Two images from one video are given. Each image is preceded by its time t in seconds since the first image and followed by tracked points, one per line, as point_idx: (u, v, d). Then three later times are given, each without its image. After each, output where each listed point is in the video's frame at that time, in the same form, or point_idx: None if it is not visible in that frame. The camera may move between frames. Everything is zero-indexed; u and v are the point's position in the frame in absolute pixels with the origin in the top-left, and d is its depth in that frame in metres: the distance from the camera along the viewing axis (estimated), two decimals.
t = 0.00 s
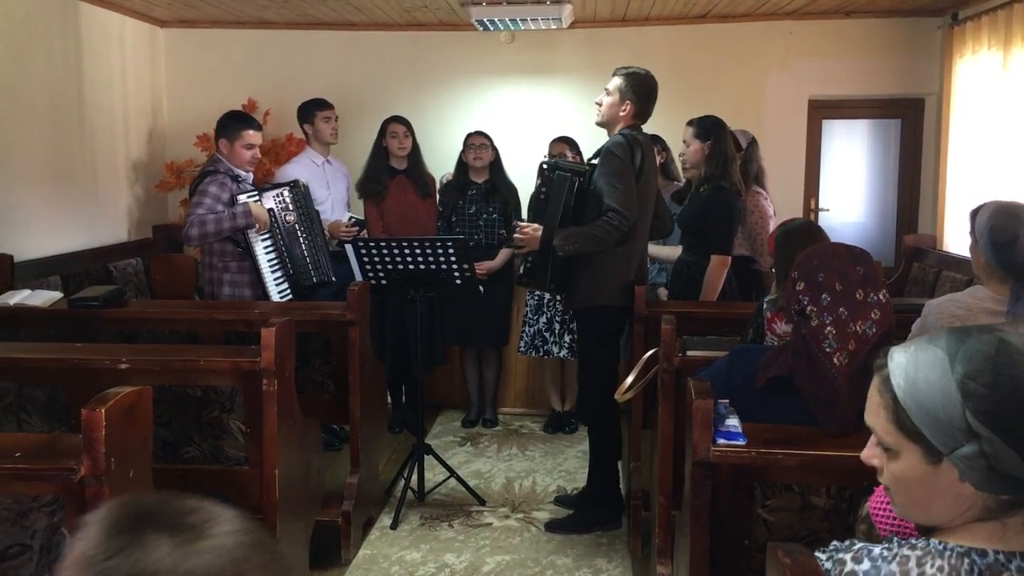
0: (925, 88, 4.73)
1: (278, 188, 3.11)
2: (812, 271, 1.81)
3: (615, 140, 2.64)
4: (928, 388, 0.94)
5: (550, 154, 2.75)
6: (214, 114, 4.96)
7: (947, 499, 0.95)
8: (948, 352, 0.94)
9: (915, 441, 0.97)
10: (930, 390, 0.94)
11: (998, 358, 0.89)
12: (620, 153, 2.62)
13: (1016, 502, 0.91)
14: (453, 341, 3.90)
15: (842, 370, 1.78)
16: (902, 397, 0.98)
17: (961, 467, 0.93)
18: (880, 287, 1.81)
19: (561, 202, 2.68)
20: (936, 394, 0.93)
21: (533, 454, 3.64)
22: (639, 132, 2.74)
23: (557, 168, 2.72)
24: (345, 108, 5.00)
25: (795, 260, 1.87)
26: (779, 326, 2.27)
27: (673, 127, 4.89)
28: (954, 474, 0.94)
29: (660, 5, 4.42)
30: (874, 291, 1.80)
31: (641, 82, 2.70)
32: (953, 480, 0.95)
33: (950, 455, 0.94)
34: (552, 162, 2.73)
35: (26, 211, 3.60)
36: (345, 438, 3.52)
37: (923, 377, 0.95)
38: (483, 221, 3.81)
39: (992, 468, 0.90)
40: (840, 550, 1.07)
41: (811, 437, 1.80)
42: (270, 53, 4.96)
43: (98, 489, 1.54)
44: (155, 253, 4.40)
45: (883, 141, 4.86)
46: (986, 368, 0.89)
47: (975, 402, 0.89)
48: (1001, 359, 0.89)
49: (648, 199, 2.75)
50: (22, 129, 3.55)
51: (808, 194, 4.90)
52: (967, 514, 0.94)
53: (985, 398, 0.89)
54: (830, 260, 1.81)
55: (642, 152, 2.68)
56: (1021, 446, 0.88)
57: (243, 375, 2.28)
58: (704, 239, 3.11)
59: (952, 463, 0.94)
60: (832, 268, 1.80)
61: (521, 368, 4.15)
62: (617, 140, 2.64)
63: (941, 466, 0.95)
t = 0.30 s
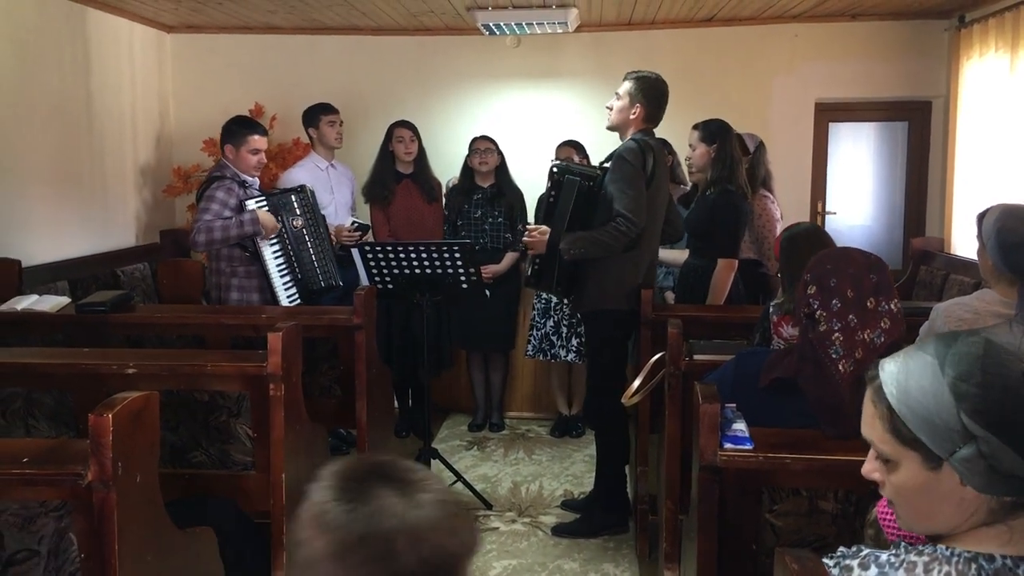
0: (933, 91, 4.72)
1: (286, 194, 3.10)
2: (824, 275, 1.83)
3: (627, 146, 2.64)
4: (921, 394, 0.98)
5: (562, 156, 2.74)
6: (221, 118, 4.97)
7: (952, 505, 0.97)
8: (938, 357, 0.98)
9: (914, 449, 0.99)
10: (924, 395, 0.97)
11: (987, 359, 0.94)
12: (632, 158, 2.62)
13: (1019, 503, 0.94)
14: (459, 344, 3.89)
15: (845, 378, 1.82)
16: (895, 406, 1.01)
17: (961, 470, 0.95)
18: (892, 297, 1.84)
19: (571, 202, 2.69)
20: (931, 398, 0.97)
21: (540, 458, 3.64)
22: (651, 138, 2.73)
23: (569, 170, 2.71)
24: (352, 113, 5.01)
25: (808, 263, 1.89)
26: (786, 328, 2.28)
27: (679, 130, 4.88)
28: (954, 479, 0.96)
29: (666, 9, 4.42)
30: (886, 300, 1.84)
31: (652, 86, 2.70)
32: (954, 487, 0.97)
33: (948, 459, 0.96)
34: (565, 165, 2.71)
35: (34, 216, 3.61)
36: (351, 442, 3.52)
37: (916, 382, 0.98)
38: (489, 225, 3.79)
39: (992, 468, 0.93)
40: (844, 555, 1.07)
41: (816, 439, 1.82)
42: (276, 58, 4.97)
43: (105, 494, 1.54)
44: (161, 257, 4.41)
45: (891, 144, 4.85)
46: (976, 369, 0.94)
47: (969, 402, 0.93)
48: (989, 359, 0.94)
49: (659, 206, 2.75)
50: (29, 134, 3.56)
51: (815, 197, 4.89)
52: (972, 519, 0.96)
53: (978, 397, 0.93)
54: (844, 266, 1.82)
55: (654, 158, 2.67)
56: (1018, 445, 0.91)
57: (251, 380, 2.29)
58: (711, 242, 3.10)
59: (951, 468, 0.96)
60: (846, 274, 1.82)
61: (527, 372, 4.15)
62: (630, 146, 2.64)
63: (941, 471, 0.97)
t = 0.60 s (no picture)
0: (942, 95, 4.71)
1: (295, 199, 3.13)
2: (838, 282, 1.83)
3: (640, 153, 2.63)
4: (923, 394, 0.95)
5: (574, 160, 2.75)
6: (230, 124, 4.99)
7: (957, 506, 0.94)
8: (942, 357, 0.96)
9: (915, 449, 0.97)
10: (925, 395, 0.95)
11: (988, 358, 0.91)
12: (644, 166, 2.61)
13: None
14: (467, 349, 3.89)
15: (851, 385, 1.83)
16: (898, 407, 0.99)
17: (962, 470, 0.93)
18: (905, 307, 1.84)
19: (583, 204, 2.70)
20: (931, 398, 0.95)
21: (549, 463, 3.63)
22: (665, 143, 2.72)
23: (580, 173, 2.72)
24: (360, 118, 5.03)
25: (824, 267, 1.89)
26: (796, 333, 2.29)
27: (687, 135, 4.88)
28: (957, 480, 0.94)
29: (674, 14, 4.42)
30: (897, 310, 1.83)
31: (665, 92, 2.70)
32: (956, 488, 0.94)
33: (950, 460, 0.94)
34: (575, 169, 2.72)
35: (44, 222, 3.62)
36: (360, 446, 3.52)
37: (917, 382, 0.96)
38: (497, 230, 3.80)
39: (993, 469, 0.90)
40: (858, 562, 1.05)
41: (827, 446, 1.84)
42: (285, 63, 4.99)
43: (115, 498, 1.55)
44: (171, 262, 4.42)
45: (900, 148, 4.84)
46: (976, 368, 0.91)
47: (968, 402, 0.91)
48: (990, 359, 0.91)
49: (670, 213, 2.74)
50: (40, 140, 3.57)
51: (824, 201, 4.88)
52: (977, 521, 0.93)
53: (976, 396, 0.90)
54: (858, 273, 1.82)
55: (666, 164, 2.67)
56: (1019, 445, 0.89)
57: (259, 385, 2.29)
58: (719, 247, 3.10)
59: (954, 468, 0.94)
60: (859, 281, 1.82)
61: (535, 377, 4.15)
62: (643, 152, 2.63)
63: (943, 471, 0.95)
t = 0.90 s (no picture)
0: (955, 100, 4.69)
1: (306, 204, 3.12)
2: (852, 287, 1.83)
3: (654, 158, 2.63)
4: (927, 399, 0.95)
5: (585, 166, 2.73)
6: (242, 128, 5.01)
7: (962, 511, 0.93)
8: (948, 362, 0.95)
9: (919, 453, 0.96)
10: (929, 398, 0.95)
11: (993, 364, 0.90)
12: (658, 172, 2.62)
13: None
14: (478, 353, 3.89)
15: (860, 391, 1.82)
16: (903, 411, 0.98)
17: (964, 475, 0.92)
18: (920, 315, 1.83)
19: (596, 214, 2.69)
20: (934, 403, 0.94)
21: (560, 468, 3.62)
22: (678, 148, 2.73)
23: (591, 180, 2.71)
24: (371, 122, 5.04)
25: (839, 272, 1.88)
26: (807, 340, 2.30)
27: (698, 140, 4.88)
28: (959, 485, 0.93)
29: (686, 19, 4.42)
30: (911, 318, 1.82)
31: (676, 96, 2.70)
32: (960, 493, 0.93)
33: (953, 464, 0.93)
34: (587, 175, 2.71)
35: (58, 226, 3.64)
36: (370, 450, 3.53)
37: (922, 387, 0.96)
38: (508, 234, 3.80)
39: (994, 474, 0.89)
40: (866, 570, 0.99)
41: (841, 453, 1.84)
42: (297, 68, 5.01)
43: (128, 501, 1.55)
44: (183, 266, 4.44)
45: (913, 152, 4.82)
46: (979, 374, 0.90)
47: (969, 407, 0.90)
48: (994, 365, 0.90)
49: (683, 219, 2.74)
50: (53, 146, 3.59)
51: (834, 206, 4.86)
52: (982, 527, 0.92)
53: (979, 402, 0.89)
54: (872, 278, 1.82)
55: (681, 170, 2.67)
56: (1021, 451, 0.87)
57: (271, 389, 2.30)
58: (729, 252, 3.09)
59: (956, 472, 0.93)
60: (873, 287, 1.81)
61: (546, 381, 4.15)
62: (657, 158, 2.63)
63: (946, 475, 0.94)
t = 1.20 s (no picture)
0: (969, 103, 4.67)
1: (321, 208, 3.13)
2: (867, 291, 1.82)
3: (666, 162, 2.62)
4: (931, 403, 0.94)
5: (599, 171, 2.72)
6: (256, 132, 5.03)
7: (967, 515, 0.91)
8: (953, 367, 0.94)
9: (924, 457, 0.95)
10: (933, 402, 0.94)
11: (997, 371, 0.89)
12: (670, 176, 2.61)
13: None
14: (490, 356, 3.90)
15: (874, 396, 1.82)
16: (908, 415, 0.98)
17: (965, 480, 0.90)
18: (936, 321, 1.82)
19: (613, 223, 2.68)
20: (937, 407, 0.93)
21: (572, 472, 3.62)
22: (690, 151, 2.73)
23: (606, 187, 2.69)
24: (384, 126, 5.06)
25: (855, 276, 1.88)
26: (821, 344, 2.28)
27: (711, 143, 4.88)
28: (962, 492, 0.92)
29: (699, 22, 4.42)
30: (928, 323, 1.81)
31: (684, 99, 2.69)
32: (963, 498, 0.92)
33: (955, 469, 0.92)
34: (602, 182, 2.69)
35: (73, 229, 3.67)
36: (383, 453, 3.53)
37: (926, 392, 0.95)
38: (521, 237, 3.81)
39: (994, 481, 0.88)
40: None
41: (857, 458, 1.83)
42: (311, 72, 5.02)
43: (144, 503, 1.56)
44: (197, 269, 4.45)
45: (927, 156, 4.80)
46: (983, 380, 0.90)
47: (971, 413, 0.90)
48: (997, 371, 0.89)
49: (696, 222, 2.73)
50: (68, 149, 3.61)
51: (847, 210, 4.85)
52: (987, 534, 0.90)
53: (981, 408, 0.89)
54: (888, 282, 1.81)
55: (693, 173, 2.66)
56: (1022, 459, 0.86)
57: (284, 392, 2.30)
58: (743, 255, 3.09)
59: (959, 478, 0.92)
60: (889, 291, 1.80)
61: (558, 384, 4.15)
62: (668, 162, 2.62)
63: (949, 480, 0.93)
